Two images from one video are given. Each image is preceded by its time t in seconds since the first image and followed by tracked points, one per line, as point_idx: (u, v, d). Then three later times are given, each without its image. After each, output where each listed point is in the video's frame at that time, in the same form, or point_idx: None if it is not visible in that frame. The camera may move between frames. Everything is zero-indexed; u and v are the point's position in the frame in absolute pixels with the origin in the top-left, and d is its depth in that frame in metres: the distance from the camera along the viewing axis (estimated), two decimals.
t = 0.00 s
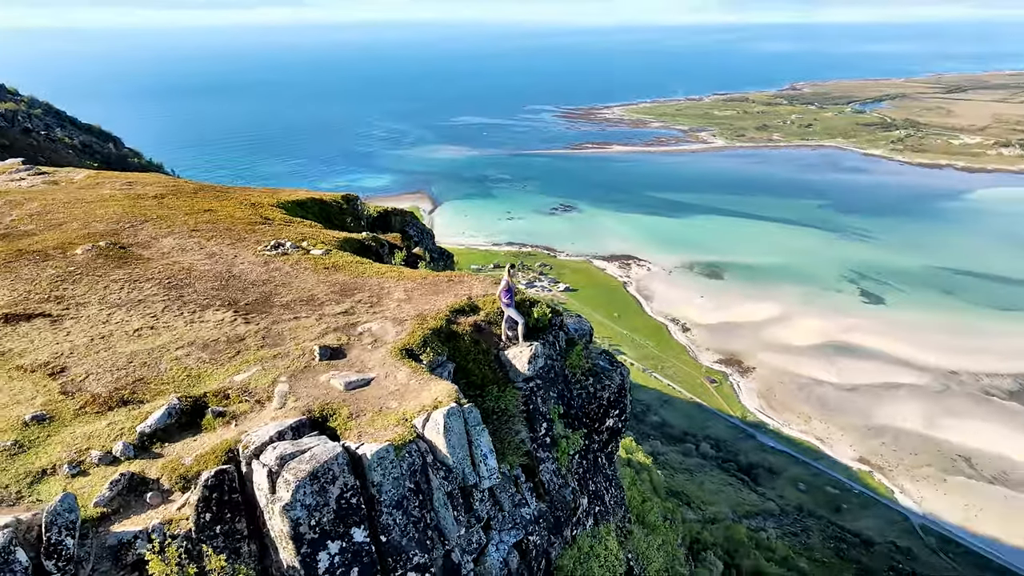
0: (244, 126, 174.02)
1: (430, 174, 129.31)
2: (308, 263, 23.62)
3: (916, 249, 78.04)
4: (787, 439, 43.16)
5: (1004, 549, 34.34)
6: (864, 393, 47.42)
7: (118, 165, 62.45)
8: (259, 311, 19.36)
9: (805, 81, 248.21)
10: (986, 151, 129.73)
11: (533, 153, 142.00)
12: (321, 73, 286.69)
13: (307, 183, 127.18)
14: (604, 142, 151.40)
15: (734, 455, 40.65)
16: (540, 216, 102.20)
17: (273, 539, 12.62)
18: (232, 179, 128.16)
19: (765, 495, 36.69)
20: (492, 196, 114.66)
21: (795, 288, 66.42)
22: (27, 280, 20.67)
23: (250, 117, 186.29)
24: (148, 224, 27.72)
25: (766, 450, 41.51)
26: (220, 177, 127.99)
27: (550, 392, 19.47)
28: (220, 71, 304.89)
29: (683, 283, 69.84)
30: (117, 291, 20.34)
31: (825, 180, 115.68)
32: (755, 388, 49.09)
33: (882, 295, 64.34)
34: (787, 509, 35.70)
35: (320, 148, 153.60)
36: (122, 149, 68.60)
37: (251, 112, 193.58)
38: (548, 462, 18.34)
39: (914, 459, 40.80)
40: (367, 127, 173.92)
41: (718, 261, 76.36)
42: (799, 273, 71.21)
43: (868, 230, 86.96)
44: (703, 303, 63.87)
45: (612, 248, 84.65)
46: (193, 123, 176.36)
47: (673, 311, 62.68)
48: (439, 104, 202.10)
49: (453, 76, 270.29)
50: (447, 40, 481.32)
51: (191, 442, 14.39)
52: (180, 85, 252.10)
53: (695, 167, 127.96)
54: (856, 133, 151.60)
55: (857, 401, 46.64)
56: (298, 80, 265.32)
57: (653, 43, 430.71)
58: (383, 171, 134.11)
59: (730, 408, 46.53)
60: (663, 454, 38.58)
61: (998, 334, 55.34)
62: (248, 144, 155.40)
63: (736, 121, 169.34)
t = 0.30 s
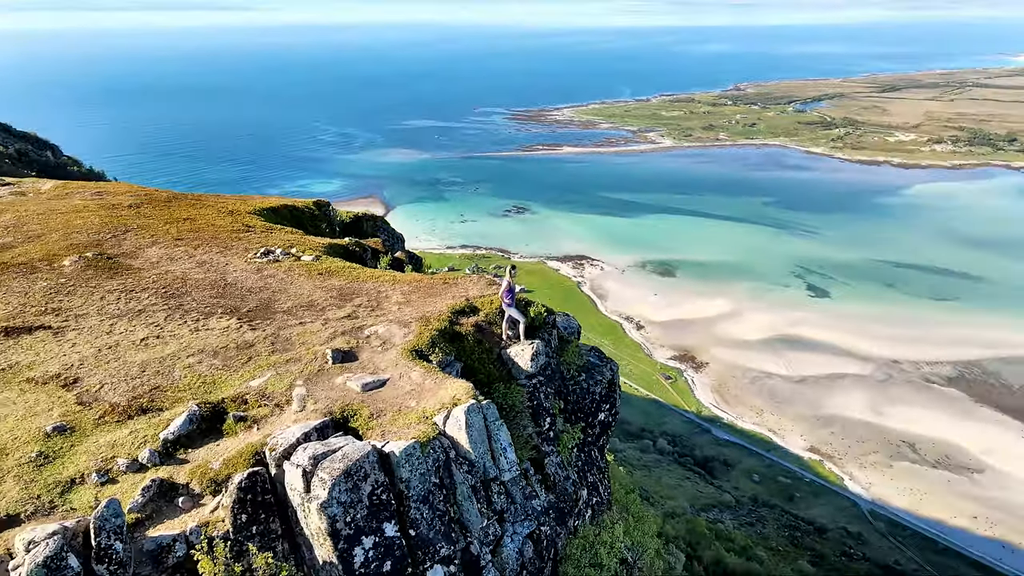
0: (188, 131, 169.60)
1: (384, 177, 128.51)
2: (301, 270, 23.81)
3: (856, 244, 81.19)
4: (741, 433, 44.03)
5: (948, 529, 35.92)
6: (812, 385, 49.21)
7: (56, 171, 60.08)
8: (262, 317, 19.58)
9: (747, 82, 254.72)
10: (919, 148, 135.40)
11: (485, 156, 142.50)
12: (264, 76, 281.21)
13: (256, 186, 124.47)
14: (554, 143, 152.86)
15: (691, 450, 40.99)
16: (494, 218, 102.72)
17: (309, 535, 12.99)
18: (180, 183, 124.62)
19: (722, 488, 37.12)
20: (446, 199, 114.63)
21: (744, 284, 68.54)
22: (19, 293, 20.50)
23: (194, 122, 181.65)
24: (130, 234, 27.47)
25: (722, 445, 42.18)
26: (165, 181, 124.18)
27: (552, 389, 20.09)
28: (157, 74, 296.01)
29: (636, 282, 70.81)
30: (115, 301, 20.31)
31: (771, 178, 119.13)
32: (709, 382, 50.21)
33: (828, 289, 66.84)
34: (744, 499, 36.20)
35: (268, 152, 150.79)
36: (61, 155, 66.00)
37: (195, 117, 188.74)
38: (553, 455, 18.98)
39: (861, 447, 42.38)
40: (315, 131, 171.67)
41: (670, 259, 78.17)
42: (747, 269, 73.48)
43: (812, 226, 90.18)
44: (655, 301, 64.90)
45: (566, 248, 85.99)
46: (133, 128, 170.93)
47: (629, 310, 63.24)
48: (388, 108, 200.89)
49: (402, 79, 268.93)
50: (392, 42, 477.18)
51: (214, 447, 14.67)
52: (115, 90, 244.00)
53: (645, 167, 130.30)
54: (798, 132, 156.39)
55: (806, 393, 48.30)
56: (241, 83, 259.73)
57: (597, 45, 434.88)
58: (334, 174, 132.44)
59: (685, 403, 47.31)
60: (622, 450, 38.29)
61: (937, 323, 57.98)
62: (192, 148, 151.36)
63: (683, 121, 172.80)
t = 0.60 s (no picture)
0: (129, 138, 165.04)
1: (333, 182, 127.13)
2: (295, 278, 24.00)
3: (800, 240, 83.82)
4: (695, 428, 43.46)
5: (894, 514, 36.03)
6: (761, 377, 49.67)
7: None
8: (265, 325, 19.79)
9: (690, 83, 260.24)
10: (856, 146, 140.57)
11: (436, 160, 142.34)
12: (205, 81, 274.91)
13: (202, 194, 121.64)
14: (504, 146, 153.67)
15: (646, 447, 40.28)
16: (445, 222, 102.65)
17: (344, 533, 13.40)
18: (124, 190, 121.14)
19: (678, 483, 36.46)
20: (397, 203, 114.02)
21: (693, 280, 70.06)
22: (12, 308, 20.27)
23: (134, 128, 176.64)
24: (112, 245, 27.29)
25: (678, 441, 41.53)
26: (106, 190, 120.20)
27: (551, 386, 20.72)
28: (90, 79, 286.23)
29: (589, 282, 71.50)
30: (112, 313, 20.31)
31: (717, 177, 122.15)
32: (662, 379, 49.95)
33: (772, 285, 68.46)
34: (699, 494, 35.57)
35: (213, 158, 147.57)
36: None
37: (134, 123, 183.47)
38: (555, 450, 19.51)
39: (810, 438, 42.47)
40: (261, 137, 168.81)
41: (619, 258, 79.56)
42: (695, 266, 75.28)
43: (758, 224, 92.83)
44: (608, 301, 65.30)
45: (518, 250, 86.84)
46: (68, 136, 165.10)
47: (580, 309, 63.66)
48: (335, 112, 198.83)
49: (348, 83, 266.44)
50: (334, 46, 471.61)
51: (238, 453, 14.95)
52: (46, 96, 235.01)
53: (595, 169, 132.08)
54: (741, 132, 160.57)
55: (755, 385, 48.75)
56: (180, 88, 253.40)
57: (541, 48, 437.88)
58: (282, 180, 130.38)
59: (640, 401, 46.74)
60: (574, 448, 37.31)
61: (877, 312, 59.96)
62: (133, 155, 147.02)
63: (630, 123, 175.66)
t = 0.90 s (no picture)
0: (63, 149, 159.37)
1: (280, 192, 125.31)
2: (286, 288, 24.19)
3: (744, 241, 86.30)
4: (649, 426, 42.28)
5: (843, 504, 35.28)
6: (711, 376, 48.82)
7: None
8: (267, 335, 20.01)
9: (633, 89, 265.22)
10: (794, 149, 145.39)
11: (383, 168, 141.49)
12: (141, 90, 267.40)
13: (142, 206, 118.06)
14: (452, 153, 153.77)
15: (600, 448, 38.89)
16: (394, 230, 102.03)
17: (376, 532, 13.84)
18: (63, 204, 117.31)
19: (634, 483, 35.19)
20: (344, 212, 112.90)
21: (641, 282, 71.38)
22: (6, 325, 20.04)
23: (68, 139, 170.71)
24: (92, 260, 27.00)
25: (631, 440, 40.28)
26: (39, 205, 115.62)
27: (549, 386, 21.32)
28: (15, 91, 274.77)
29: (541, 286, 72.05)
30: (109, 328, 20.23)
31: (663, 181, 124.84)
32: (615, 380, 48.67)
33: (720, 284, 69.96)
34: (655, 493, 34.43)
35: (152, 169, 143.49)
36: None
37: (66, 134, 177.11)
38: (556, 447, 20.09)
39: (759, 433, 41.62)
40: (202, 147, 165.03)
41: (568, 262, 80.60)
42: (643, 268, 76.77)
43: (704, 225, 95.24)
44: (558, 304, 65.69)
45: (468, 256, 87.16)
46: None
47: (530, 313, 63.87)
48: (279, 121, 195.90)
49: (290, 91, 262.66)
50: (274, 54, 463.61)
51: (260, 460, 15.26)
52: None
53: (544, 174, 133.39)
54: (684, 136, 164.37)
55: (705, 384, 47.94)
56: (114, 98, 245.74)
57: (485, 55, 438.61)
58: (225, 190, 127.64)
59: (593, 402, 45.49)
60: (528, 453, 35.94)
61: (820, 308, 61.79)
62: (66, 168, 141.81)
63: (576, 128, 177.87)
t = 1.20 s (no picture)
0: None
1: (226, 202, 122.63)
2: (281, 298, 24.36)
3: (692, 243, 88.47)
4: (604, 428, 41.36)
5: (794, 498, 35.34)
6: (664, 376, 48.77)
7: None
8: (273, 345, 20.27)
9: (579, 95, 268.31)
10: (739, 152, 149.44)
11: (332, 176, 139.66)
12: (73, 100, 257.75)
13: (80, 218, 113.54)
14: (402, 160, 152.93)
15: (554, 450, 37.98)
16: (345, 239, 100.67)
17: (407, 531, 14.33)
18: None
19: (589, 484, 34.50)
20: (294, 222, 111.00)
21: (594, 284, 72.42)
22: (3, 342, 19.78)
23: None
24: (75, 275, 26.68)
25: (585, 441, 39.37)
26: None
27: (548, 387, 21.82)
28: None
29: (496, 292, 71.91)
30: (112, 341, 20.21)
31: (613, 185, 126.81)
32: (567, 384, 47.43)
33: (671, 286, 71.25)
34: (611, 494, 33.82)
35: (89, 181, 138.41)
36: None
37: None
38: (558, 445, 20.49)
39: (712, 431, 41.51)
40: (142, 158, 160.02)
41: (522, 267, 81.16)
42: (597, 271, 77.72)
43: (654, 228, 97.19)
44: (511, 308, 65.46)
45: (421, 264, 86.83)
46: None
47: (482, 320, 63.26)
48: (223, 131, 191.69)
49: (233, 100, 257.30)
50: (213, 62, 452.24)
51: (284, 466, 15.59)
52: None
53: (497, 180, 133.91)
54: (631, 141, 167.13)
55: (658, 382, 47.75)
56: (44, 108, 236.21)
57: (431, 62, 436.93)
58: (168, 201, 123.88)
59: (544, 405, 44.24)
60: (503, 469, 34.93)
61: (771, 306, 63.25)
62: None
63: (526, 134, 179.02)
